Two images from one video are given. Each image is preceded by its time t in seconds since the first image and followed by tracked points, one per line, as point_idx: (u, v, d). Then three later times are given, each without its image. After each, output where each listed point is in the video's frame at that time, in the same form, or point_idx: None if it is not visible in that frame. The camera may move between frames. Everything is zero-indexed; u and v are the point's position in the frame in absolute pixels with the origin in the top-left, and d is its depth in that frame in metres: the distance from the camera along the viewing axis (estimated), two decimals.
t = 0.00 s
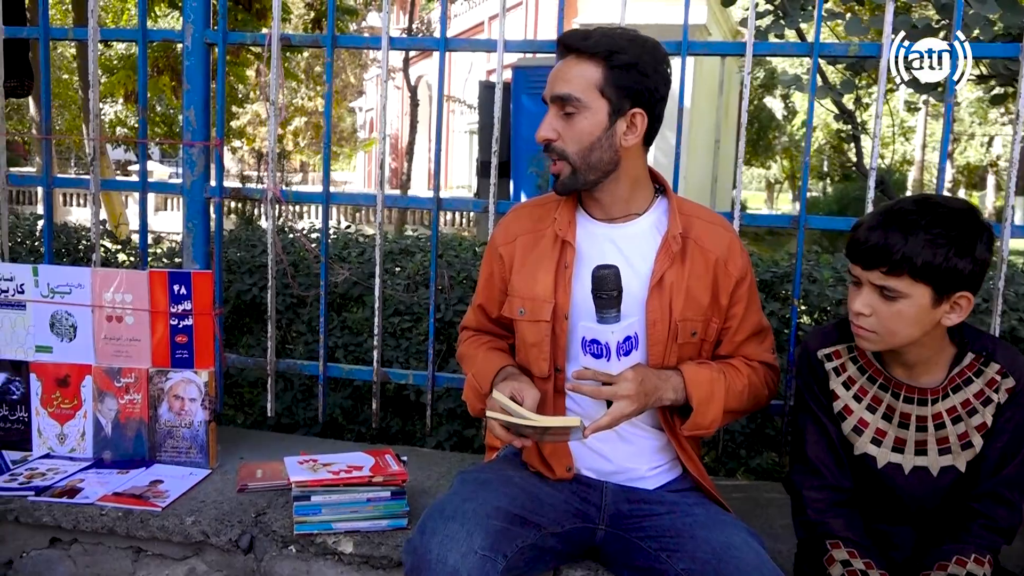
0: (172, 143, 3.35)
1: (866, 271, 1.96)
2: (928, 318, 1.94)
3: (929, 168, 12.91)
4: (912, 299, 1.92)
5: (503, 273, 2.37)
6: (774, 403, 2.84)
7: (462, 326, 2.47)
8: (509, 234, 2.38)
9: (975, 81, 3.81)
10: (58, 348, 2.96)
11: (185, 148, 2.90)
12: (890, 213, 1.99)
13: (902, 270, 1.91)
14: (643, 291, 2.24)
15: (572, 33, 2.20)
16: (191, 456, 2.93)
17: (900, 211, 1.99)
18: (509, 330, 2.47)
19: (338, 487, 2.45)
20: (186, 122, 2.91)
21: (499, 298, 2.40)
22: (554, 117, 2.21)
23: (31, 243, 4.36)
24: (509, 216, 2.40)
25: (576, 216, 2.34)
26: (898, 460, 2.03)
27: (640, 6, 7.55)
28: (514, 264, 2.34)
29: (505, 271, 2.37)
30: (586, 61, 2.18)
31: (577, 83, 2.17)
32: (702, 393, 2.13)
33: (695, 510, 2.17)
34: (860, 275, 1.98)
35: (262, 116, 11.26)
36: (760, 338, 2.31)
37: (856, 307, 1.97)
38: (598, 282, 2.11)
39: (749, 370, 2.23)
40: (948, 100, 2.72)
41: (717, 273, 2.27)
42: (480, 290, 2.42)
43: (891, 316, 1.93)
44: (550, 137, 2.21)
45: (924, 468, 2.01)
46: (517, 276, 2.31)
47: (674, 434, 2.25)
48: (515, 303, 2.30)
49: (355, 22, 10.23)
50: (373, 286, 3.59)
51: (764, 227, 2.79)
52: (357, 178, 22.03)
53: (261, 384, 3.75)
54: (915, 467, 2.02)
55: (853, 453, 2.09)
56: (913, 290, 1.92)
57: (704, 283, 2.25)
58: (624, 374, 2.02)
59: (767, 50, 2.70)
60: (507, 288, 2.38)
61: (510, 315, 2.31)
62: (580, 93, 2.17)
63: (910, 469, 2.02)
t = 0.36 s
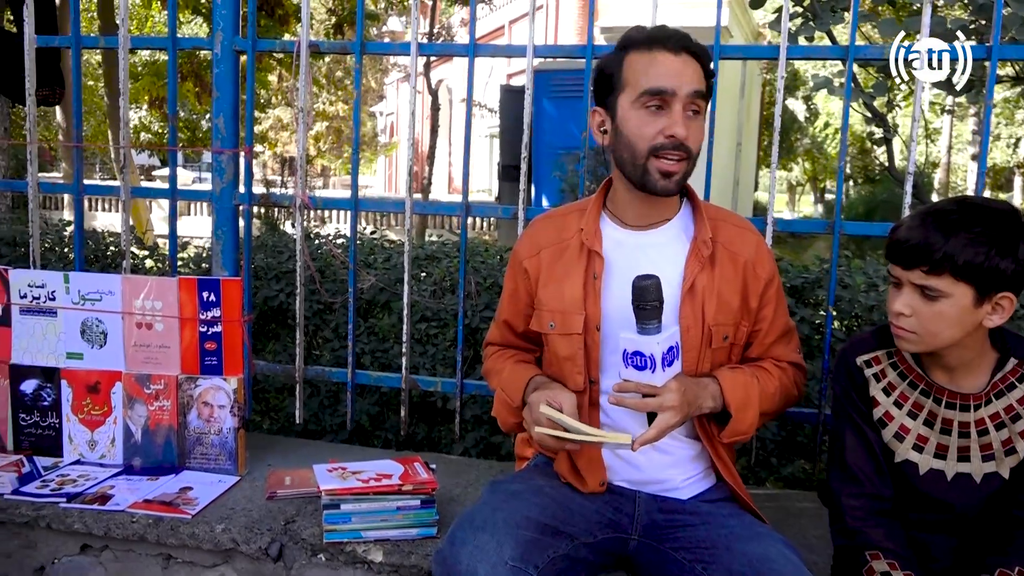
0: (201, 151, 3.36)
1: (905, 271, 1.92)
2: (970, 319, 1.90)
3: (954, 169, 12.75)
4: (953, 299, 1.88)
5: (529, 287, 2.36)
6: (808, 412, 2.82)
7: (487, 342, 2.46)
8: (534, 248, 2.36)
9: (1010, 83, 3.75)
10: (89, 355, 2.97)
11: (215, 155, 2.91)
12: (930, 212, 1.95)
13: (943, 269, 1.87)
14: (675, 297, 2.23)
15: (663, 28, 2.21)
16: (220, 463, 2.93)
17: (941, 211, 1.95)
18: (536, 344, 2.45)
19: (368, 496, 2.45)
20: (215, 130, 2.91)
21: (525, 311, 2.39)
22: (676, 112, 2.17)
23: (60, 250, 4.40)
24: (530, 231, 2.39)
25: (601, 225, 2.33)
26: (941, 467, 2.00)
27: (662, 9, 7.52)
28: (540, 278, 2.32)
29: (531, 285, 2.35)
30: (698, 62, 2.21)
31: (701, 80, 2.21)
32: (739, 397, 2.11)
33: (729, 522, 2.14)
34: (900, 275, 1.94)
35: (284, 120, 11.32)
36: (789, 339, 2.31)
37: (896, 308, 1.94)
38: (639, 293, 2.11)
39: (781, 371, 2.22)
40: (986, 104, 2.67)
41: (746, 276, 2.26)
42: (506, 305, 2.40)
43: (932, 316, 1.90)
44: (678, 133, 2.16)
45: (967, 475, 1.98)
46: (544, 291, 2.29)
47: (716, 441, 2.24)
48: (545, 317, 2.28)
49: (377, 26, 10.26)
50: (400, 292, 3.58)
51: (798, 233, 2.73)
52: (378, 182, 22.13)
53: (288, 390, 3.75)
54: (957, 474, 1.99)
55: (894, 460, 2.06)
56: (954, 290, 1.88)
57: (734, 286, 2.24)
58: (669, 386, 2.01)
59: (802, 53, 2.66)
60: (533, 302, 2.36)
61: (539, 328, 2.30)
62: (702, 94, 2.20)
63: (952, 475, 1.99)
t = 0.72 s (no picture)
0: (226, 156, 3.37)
1: (950, 270, 1.89)
2: (1015, 320, 1.86)
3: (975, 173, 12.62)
4: (999, 299, 1.85)
5: (557, 298, 2.32)
6: (838, 420, 2.77)
7: (506, 353, 2.41)
8: (561, 258, 2.33)
9: None
10: (115, 360, 2.98)
11: (241, 160, 2.91)
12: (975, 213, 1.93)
13: (990, 269, 1.84)
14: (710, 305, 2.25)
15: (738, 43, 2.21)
16: (245, 469, 2.93)
17: (987, 212, 1.92)
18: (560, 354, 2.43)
19: (394, 503, 2.44)
20: (241, 136, 2.92)
21: (552, 322, 2.35)
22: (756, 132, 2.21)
23: (84, 254, 4.43)
24: (554, 241, 2.36)
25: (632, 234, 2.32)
26: (976, 473, 1.96)
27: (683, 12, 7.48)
28: (570, 289, 2.29)
29: (560, 296, 2.32)
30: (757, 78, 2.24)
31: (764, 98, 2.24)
32: (774, 403, 2.15)
33: (760, 531, 2.13)
34: (944, 275, 1.91)
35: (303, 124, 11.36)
36: (810, 341, 2.35)
37: (940, 308, 1.90)
38: (694, 301, 1.93)
39: (806, 375, 2.27)
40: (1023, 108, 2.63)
41: (777, 282, 2.28)
42: (531, 317, 2.36)
43: (978, 317, 1.86)
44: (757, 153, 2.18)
45: (1003, 481, 1.94)
46: (576, 302, 2.27)
47: (749, 448, 2.24)
48: (577, 328, 2.26)
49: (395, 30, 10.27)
50: (424, 297, 3.57)
51: (830, 239, 2.69)
52: (395, 186, 22.19)
53: (310, 395, 3.76)
54: (994, 480, 1.95)
55: (928, 466, 2.03)
56: (1000, 290, 1.85)
57: (765, 293, 2.27)
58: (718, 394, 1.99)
59: (834, 57, 2.69)
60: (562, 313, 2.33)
61: (571, 340, 2.27)
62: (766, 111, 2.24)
63: (989, 482, 1.95)
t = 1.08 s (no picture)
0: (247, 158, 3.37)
1: (1014, 270, 1.87)
2: None
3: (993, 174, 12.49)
4: None
5: (587, 301, 2.30)
6: (866, 425, 2.74)
7: (533, 357, 2.39)
8: (590, 262, 2.30)
9: None
10: (137, 362, 2.98)
11: (263, 163, 2.91)
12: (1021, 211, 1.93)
13: None
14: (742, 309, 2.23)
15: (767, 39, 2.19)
16: (267, 472, 2.92)
17: None
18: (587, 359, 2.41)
19: (417, 507, 2.43)
20: (264, 138, 2.92)
21: (581, 326, 2.33)
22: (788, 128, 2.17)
23: (103, 257, 4.44)
24: (583, 244, 2.33)
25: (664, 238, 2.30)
26: (1009, 476, 1.93)
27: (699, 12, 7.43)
28: (600, 293, 2.27)
29: (589, 300, 2.30)
30: (791, 76, 2.20)
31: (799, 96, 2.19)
32: (807, 408, 2.14)
33: (792, 537, 2.12)
34: (1004, 276, 1.88)
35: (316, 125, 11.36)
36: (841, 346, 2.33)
37: (1002, 309, 1.88)
38: (740, 306, 1.95)
39: (836, 380, 2.26)
40: None
41: (808, 286, 2.26)
42: (560, 321, 2.34)
43: None
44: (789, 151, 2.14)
45: None
46: (606, 306, 2.25)
47: (780, 455, 2.22)
48: (609, 333, 2.24)
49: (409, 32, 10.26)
50: (445, 300, 3.55)
51: (857, 241, 2.66)
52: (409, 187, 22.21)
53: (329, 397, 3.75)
54: None
55: (959, 470, 1.99)
56: None
57: (798, 297, 2.25)
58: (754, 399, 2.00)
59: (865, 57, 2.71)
60: (591, 317, 2.31)
61: (601, 344, 2.25)
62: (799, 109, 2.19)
63: (1021, 485, 1.92)
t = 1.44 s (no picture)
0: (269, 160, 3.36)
1: None
2: None
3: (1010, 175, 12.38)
4: None
5: (614, 303, 2.27)
6: (897, 431, 2.71)
7: (560, 359, 2.37)
8: (616, 263, 2.27)
9: None
10: (159, 365, 2.98)
11: (285, 164, 2.90)
12: None
13: None
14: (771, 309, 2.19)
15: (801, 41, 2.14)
16: (289, 475, 2.90)
17: None
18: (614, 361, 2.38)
19: (442, 512, 2.41)
20: (287, 139, 2.90)
21: (608, 329, 2.30)
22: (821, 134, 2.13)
23: (124, 258, 4.46)
24: (610, 246, 2.31)
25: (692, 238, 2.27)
26: None
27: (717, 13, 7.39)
28: (628, 295, 2.24)
29: (616, 302, 2.27)
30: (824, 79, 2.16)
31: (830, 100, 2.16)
32: (838, 408, 2.10)
33: (820, 540, 2.09)
34: None
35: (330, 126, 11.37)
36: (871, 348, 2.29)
37: None
38: (771, 303, 1.91)
39: (866, 382, 2.22)
40: None
41: (837, 286, 2.22)
42: (587, 323, 2.31)
43: None
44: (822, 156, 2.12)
45: None
46: (634, 307, 2.22)
47: (811, 456, 2.18)
48: (637, 334, 2.21)
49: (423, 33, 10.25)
50: (466, 302, 3.53)
51: (889, 243, 2.61)
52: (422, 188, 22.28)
53: (349, 399, 3.73)
54: None
55: (998, 478, 1.95)
56: None
57: (827, 297, 2.21)
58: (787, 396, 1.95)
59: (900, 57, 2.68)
60: (618, 319, 2.28)
61: (629, 345, 2.22)
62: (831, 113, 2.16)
63: None
